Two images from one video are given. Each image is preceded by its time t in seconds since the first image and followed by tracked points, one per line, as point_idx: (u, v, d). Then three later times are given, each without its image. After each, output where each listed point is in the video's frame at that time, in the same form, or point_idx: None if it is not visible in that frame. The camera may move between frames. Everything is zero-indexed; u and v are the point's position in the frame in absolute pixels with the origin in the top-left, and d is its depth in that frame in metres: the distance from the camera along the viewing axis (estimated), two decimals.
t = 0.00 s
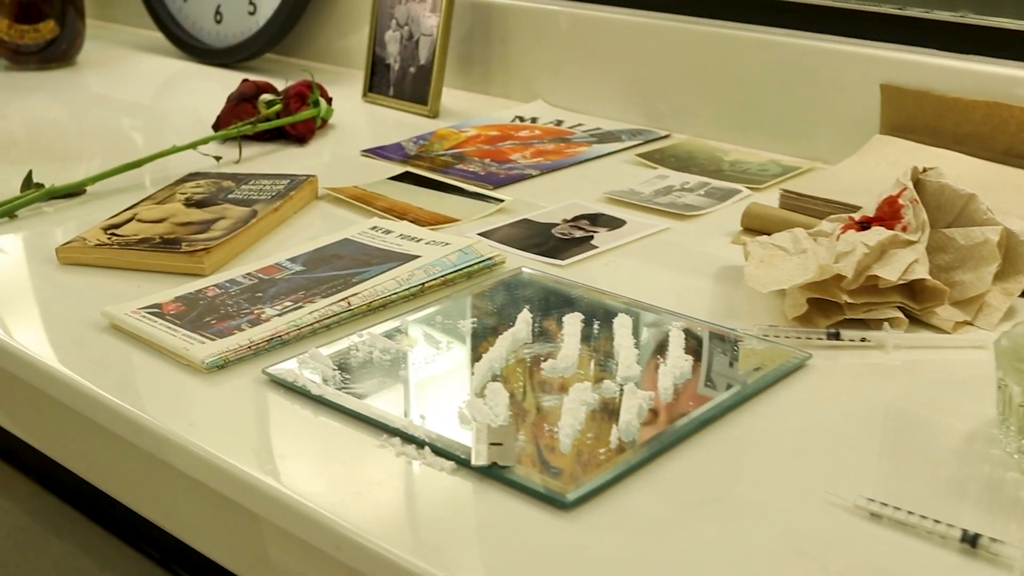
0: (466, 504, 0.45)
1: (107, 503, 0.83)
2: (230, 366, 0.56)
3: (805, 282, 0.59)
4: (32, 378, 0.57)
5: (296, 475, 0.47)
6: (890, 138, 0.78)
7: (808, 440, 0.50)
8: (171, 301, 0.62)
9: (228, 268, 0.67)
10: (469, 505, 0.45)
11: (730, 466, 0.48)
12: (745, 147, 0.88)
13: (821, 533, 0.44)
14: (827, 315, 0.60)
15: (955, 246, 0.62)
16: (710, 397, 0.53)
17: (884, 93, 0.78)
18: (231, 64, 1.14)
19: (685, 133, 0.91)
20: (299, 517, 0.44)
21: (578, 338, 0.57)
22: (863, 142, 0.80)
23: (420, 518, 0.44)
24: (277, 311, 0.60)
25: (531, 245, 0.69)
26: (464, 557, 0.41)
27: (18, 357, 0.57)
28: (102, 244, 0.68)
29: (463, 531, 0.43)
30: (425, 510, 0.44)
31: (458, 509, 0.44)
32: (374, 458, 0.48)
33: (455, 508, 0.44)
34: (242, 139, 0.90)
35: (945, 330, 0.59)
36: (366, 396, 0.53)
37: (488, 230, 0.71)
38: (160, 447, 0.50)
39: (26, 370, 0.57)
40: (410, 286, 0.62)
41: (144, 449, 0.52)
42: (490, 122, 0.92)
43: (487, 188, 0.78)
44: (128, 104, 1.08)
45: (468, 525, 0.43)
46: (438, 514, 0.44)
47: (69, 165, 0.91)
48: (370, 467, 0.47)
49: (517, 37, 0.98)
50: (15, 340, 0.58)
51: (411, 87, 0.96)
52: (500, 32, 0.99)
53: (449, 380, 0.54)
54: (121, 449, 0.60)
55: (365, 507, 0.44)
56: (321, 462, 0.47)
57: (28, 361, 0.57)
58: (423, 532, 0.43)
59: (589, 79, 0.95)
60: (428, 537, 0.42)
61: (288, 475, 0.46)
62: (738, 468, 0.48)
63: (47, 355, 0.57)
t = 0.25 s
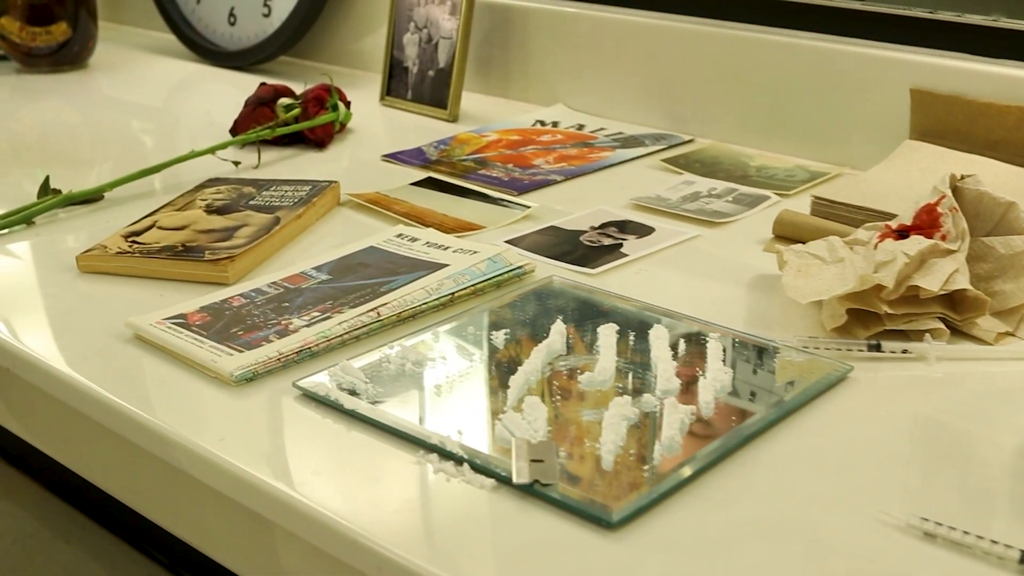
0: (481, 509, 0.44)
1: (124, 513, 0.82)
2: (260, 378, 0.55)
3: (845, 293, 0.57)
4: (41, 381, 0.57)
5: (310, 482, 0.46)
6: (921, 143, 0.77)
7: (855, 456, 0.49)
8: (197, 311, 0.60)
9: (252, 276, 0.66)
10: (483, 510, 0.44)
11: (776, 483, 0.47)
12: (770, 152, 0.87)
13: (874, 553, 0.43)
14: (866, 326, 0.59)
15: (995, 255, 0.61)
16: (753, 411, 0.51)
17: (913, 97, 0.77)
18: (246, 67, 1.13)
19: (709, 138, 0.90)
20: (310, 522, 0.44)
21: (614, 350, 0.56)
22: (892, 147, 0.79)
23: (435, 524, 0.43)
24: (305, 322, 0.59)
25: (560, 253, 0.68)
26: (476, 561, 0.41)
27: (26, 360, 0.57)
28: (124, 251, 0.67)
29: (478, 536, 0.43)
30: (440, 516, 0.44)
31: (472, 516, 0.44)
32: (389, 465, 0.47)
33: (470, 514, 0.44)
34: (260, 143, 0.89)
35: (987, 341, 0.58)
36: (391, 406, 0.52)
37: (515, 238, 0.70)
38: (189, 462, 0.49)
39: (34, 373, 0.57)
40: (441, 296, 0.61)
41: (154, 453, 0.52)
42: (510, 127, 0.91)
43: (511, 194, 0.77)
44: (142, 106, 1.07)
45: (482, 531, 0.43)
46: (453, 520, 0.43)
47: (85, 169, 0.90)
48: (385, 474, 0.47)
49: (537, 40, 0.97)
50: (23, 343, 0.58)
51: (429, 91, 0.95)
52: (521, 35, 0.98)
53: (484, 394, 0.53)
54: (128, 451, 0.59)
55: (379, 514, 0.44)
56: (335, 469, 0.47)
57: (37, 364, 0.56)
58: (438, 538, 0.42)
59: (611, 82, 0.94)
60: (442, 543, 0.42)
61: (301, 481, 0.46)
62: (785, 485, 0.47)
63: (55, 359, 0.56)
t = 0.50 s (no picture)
0: (496, 515, 0.44)
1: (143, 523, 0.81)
2: (289, 391, 0.53)
3: (884, 303, 0.56)
4: (48, 385, 0.56)
5: (323, 488, 0.46)
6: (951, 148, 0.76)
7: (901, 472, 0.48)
8: (222, 321, 0.59)
9: (276, 285, 0.65)
10: (497, 517, 0.44)
11: (823, 500, 0.46)
12: (795, 157, 0.86)
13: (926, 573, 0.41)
14: (904, 337, 0.58)
15: None
16: (795, 426, 0.50)
17: (943, 103, 0.76)
18: (260, 69, 1.12)
19: (732, 143, 0.89)
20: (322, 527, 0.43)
21: (650, 362, 0.55)
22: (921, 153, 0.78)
23: (449, 530, 0.43)
24: (333, 332, 0.58)
25: (588, 261, 0.67)
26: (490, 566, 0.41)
27: (33, 365, 0.57)
28: (145, 260, 0.66)
29: (493, 543, 0.42)
30: (455, 521, 0.43)
31: (488, 522, 0.44)
32: (404, 471, 0.47)
33: (485, 520, 0.44)
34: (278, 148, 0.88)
35: None
36: (423, 419, 0.51)
37: (542, 245, 0.69)
38: (218, 477, 0.48)
39: (42, 377, 0.56)
40: (470, 306, 0.60)
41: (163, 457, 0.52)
42: (531, 131, 0.90)
43: (535, 200, 0.76)
44: (156, 109, 1.06)
45: (497, 537, 0.42)
46: (468, 526, 0.43)
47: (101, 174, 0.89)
48: (401, 481, 0.46)
49: (556, 43, 0.96)
50: (29, 347, 0.58)
51: (448, 95, 0.94)
52: (540, 38, 0.97)
53: (520, 407, 0.51)
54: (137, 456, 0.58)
55: (395, 520, 0.43)
56: (350, 476, 0.46)
57: (44, 369, 0.56)
58: (452, 543, 0.42)
59: (632, 86, 0.93)
60: (456, 549, 0.42)
61: (314, 488, 0.45)
62: (832, 502, 0.46)
63: (63, 362, 0.56)
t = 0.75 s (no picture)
0: (510, 523, 0.44)
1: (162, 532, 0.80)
2: (319, 405, 0.52)
3: (925, 315, 0.55)
4: (55, 389, 0.56)
5: (338, 496, 0.45)
6: (983, 153, 0.75)
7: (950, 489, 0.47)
8: (248, 332, 0.58)
9: (300, 293, 0.64)
10: (510, 524, 0.44)
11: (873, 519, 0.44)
12: (821, 162, 0.85)
13: None
14: (944, 347, 0.57)
15: None
16: (841, 441, 0.49)
17: (974, 108, 0.75)
18: (274, 72, 1.11)
19: (756, 148, 0.88)
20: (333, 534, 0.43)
21: (688, 375, 0.54)
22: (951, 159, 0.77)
23: (463, 538, 0.43)
24: (362, 343, 0.56)
25: (617, 269, 0.66)
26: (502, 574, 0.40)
27: (41, 368, 0.56)
28: (166, 268, 0.64)
29: (508, 551, 0.42)
30: (469, 529, 0.43)
31: (503, 527, 0.43)
32: (437, 488, 0.46)
33: (499, 528, 0.43)
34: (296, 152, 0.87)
35: None
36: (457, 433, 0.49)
37: (569, 253, 0.68)
38: (248, 494, 0.47)
39: (48, 380, 0.56)
40: (501, 316, 0.59)
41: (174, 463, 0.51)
42: (552, 136, 0.89)
43: (560, 206, 0.75)
44: (170, 111, 1.05)
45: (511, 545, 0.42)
46: (483, 534, 0.43)
47: (117, 177, 0.88)
48: (417, 488, 0.46)
49: (576, 46, 0.95)
50: (37, 350, 0.57)
51: (467, 98, 0.93)
52: (561, 41, 0.96)
53: (557, 421, 0.50)
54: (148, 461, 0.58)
55: (409, 528, 0.43)
56: (364, 483, 0.46)
57: (51, 372, 0.56)
58: (467, 552, 0.42)
59: (653, 90, 0.92)
60: (471, 557, 0.41)
61: (329, 495, 0.45)
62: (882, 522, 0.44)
63: (70, 365, 0.56)
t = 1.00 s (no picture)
0: (527, 529, 0.43)
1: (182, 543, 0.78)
2: (352, 419, 0.51)
3: (969, 327, 0.54)
4: (60, 391, 0.55)
5: (353, 504, 0.45)
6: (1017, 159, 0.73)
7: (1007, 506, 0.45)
8: (276, 343, 0.57)
9: (327, 303, 0.62)
10: (526, 530, 0.43)
11: (929, 539, 0.43)
12: (849, 167, 0.84)
13: None
14: (988, 360, 0.55)
15: None
16: (889, 457, 0.48)
17: (1006, 113, 0.74)
18: (289, 74, 1.10)
19: (782, 153, 0.87)
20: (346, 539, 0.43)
21: (729, 388, 0.53)
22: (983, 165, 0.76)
23: (480, 544, 0.42)
24: (394, 356, 0.55)
25: (649, 278, 0.64)
26: None
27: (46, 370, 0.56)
28: (190, 277, 0.63)
29: (524, 557, 0.41)
30: (486, 536, 0.43)
31: (520, 533, 0.43)
32: (477, 507, 0.45)
33: (515, 534, 0.43)
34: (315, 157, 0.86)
35: None
36: (496, 449, 0.48)
37: (599, 261, 0.67)
38: (283, 512, 0.45)
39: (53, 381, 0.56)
40: (534, 326, 0.57)
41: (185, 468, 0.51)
42: (575, 140, 0.88)
43: (586, 213, 0.74)
44: (185, 115, 1.04)
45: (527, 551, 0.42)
46: (500, 541, 0.42)
47: (133, 182, 0.86)
48: (442, 499, 0.45)
49: (597, 49, 0.94)
50: (42, 351, 0.57)
51: (487, 102, 0.91)
52: (582, 44, 0.95)
53: (597, 437, 0.49)
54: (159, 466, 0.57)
55: (425, 534, 0.43)
56: (385, 494, 0.45)
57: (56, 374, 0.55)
58: (484, 558, 0.41)
59: (676, 94, 0.91)
60: (487, 563, 0.41)
61: (344, 503, 0.45)
62: (939, 541, 0.43)
63: (75, 366, 0.56)
